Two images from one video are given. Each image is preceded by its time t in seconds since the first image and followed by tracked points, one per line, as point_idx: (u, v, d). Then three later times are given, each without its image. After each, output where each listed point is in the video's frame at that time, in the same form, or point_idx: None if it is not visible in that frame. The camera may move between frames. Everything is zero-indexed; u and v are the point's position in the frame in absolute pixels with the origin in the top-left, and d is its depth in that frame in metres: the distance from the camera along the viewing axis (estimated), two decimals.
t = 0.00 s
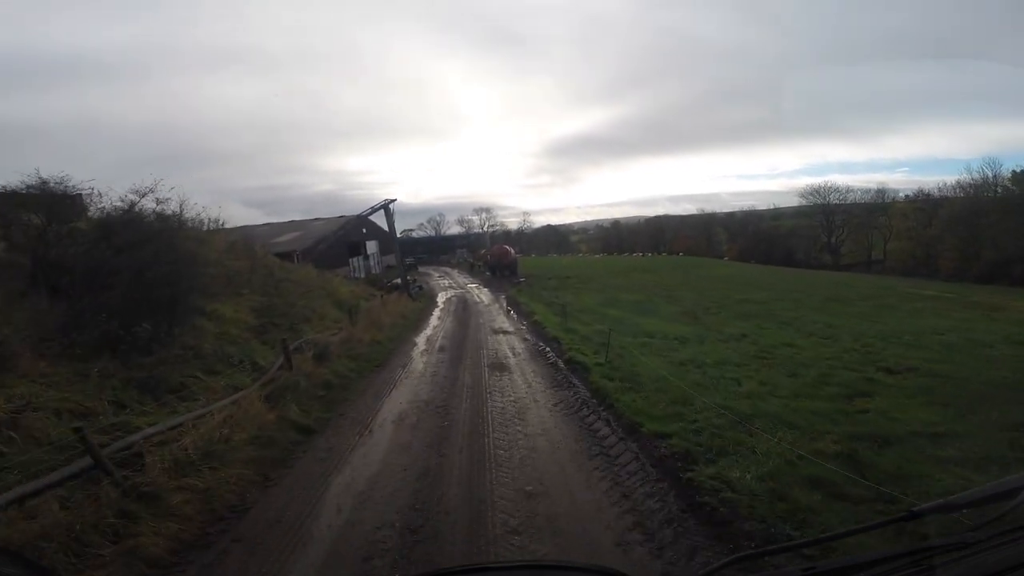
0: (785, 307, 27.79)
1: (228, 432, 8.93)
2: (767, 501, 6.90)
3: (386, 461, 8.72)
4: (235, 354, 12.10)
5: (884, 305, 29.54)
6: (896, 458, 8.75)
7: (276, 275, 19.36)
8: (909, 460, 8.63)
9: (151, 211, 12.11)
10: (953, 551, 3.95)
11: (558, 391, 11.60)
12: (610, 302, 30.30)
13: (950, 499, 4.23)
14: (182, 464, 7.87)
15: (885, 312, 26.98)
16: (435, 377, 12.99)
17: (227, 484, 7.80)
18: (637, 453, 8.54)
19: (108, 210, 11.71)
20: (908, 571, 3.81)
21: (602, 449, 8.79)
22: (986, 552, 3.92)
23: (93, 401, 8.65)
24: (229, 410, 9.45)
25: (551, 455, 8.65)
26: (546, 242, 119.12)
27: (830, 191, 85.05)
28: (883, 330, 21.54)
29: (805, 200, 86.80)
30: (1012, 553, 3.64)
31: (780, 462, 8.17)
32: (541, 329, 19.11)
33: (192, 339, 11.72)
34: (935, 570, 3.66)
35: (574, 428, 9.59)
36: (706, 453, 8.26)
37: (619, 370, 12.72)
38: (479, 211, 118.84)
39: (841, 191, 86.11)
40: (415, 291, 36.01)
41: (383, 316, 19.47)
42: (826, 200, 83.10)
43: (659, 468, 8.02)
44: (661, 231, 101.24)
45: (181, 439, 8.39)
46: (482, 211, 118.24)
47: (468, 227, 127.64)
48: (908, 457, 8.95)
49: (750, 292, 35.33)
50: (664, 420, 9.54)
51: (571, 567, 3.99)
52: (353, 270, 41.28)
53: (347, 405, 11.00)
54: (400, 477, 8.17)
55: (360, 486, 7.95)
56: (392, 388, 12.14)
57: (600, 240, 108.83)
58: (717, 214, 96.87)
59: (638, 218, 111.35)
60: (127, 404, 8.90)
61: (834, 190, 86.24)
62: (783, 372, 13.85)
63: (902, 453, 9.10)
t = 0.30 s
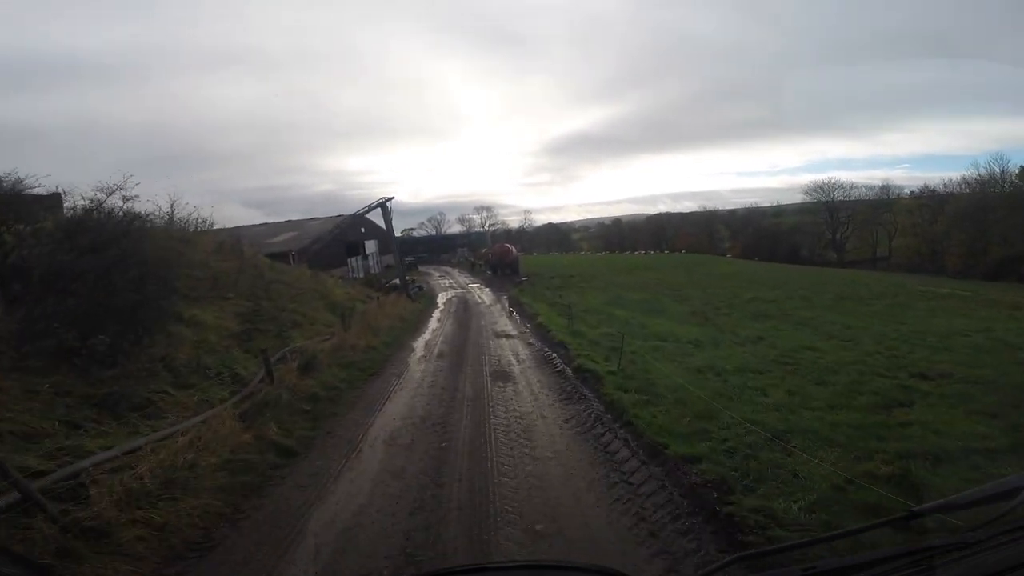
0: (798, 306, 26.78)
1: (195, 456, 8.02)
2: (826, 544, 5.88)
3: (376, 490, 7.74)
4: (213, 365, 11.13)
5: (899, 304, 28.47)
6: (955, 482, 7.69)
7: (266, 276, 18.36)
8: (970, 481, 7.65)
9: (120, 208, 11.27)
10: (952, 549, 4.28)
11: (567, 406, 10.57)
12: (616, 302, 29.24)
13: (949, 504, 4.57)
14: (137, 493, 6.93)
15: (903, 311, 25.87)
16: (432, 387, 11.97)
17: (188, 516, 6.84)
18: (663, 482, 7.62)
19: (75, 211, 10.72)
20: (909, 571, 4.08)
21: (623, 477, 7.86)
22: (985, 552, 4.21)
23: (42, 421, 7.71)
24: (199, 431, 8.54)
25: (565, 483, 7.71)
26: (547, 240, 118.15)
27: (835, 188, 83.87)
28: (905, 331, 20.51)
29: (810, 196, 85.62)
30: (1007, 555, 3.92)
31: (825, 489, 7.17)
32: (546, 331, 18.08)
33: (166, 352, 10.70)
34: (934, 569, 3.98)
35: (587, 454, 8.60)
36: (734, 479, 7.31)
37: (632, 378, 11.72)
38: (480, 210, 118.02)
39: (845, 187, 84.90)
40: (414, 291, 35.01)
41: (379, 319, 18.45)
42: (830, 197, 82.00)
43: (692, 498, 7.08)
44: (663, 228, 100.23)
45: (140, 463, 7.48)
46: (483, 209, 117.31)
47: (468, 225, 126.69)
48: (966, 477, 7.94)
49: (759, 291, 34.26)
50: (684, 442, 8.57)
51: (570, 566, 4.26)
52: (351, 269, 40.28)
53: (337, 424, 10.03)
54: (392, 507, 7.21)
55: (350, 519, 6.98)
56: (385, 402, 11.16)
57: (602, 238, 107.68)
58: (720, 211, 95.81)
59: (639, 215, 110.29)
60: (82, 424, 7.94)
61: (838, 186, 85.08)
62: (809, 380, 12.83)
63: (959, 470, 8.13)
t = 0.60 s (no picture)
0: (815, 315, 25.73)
1: (155, 482, 7.11)
2: None
3: (362, 526, 6.74)
4: (189, 376, 10.21)
5: (919, 314, 27.37)
6: None
7: (260, 277, 17.44)
8: None
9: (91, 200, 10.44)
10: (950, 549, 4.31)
11: (582, 426, 9.60)
12: (625, 308, 28.22)
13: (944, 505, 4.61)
14: (78, 527, 6.05)
15: (926, 322, 24.70)
16: (432, 401, 11.03)
17: (140, 553, 5.91)
18: (697, 521, 6.60)
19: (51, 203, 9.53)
20: (908, 570, 4.03)
21: (649, 515, 6.84)
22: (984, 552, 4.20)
23: None
24: (163, 453, 7.65)
25: (582, 521, 6.71)
26: (551, 243, 117.07)
27: (843, 194, 82.67)
28: (931, 343, 19.46)
29: (819, 202, 84.43)
30: (1006, 556, 3.95)
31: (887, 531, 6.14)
32: (553, 340, 17.11)
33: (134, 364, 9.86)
34: (935, 569, 3.94)
35: (608, 487, 7.64)
36: (770, 520, 6.34)
37: (649, 395, 10.73)
38: (484, 212, 117.10)
39: (854, 194, 83.67)
40: (417, 294, 34.02)
41: (378, 324, 17.48)
42: (838, 202, 80.83)
43: (733, 541, 6.08)
44: (669, 232, 99.05)
45: (88, 491, 6.59)
46: (488, 212, 116.41)
47: (472, 227, 125.72)
48: None
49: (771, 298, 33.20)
50: (708, 475, 7.58)
51: (570, 566, 3.93)
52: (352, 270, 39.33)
53: (324, 444, 9.10)
54: (385, 544, 6.31)
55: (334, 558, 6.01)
56: (378, 419, 10.18)
57: (607, 241, 106.66)
58: (726, 216, 94.63)
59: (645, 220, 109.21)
60: (27, 446, 7.06)
61: (847, 192, 83.86)
62: (839, 398, 11.83)
63: None
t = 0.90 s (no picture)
0: (830, 314, 24.72)
1: (101, 521, 6.19)
2: None
3: (350, 557, 5.97)
4: (157, 395, 9.23)
5: (937, 312, 26.39)
6: None
7: (247, 281, 16.43)
8: None
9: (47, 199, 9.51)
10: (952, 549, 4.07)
11: (598, 446, 8.58)
12: (631, 309, 27.19)
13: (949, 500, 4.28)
14: None
15: (945, 321, 23.61)
16: (430, 417, 10.02)
17: None
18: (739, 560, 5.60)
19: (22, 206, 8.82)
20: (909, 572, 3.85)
21: (683, 557, 5.81)
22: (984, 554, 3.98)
23: None
24: (113, 484, 6.70)
25: (605, 565, 5.69)
26: (551, 242, 115.91)
27: (847, 190, 81.60)
28: (958, 343, 18.47)
29: (822, 199, 83.26)
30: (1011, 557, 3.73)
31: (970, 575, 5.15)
32: (559, 345, 16.10)
33: (95, 380, 8.89)
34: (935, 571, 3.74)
35: (634, 519, 6.64)
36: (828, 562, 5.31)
37: (667, 409, 9.71)
38: (484, 211, 115.84)
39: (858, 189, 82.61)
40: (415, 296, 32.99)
41: (372, 330, 16.46)
42: (843, 198, 79.76)
43: None
44: (670, 229, 97.95)
45: (16, 532, 5.68)
46: (487, 211, 115.23)
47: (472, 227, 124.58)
48: None
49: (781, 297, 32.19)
50: (743, 507, 6.58)
51: (570, 567, 3.76)
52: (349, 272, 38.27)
53: (306, 470, 8.11)
54: None
55: None
56: (370, 438, 9.19)
57: (609, 239, 105.28)
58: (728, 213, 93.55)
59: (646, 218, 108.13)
60: None
61: (851, 188, 82.79)
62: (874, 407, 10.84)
63: None
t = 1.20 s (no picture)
0: (848, 311, 23.63)
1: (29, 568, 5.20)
2: None
3: (351, 555, 5.83)
4: (120, 414, 8.22)
5: (957, 307, 25.28)
6: None
7: (232, 285, 15.39)
8: None
9: None
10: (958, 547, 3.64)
11: (617, 469, 7.57)
12: (639, 308, 26.11)
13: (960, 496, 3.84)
14: None
15: (969, 317, 22.52)
16: (428, 434, 9.03)
17: None
18: None
19: None
20: (907, 571, 3.47)
21: None
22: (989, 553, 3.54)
23: None
24: (51, 521, 5.72)
25: (606, 565, 5.52)
26: (553, 241, 114.69)
27: (853, 183, 80.34)
28: (990, 340, 17.38)
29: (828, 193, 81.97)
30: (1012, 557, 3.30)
31: None
32: (566, 349, 15.06)
33: (46, 396, 7.87)
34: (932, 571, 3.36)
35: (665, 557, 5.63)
36: None
37: (692, 424, 8.65)
38: (484, 211, 114.66)
39: (863, 183, 81.32)
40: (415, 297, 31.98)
41: (367, 336, 15.41)
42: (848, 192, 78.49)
43: None
44: (674, 226, 96.75)
45: None
46: (488, 210, 114.05)
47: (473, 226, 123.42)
48: None
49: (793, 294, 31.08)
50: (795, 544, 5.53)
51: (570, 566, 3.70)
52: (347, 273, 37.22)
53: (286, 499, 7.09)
54: None
55: None
56: (361, 460, 8.20)
57: (611, 236, 104.05)
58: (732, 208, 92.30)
59: (648, 215, 106.87)
60: None
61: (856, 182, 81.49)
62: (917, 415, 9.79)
63: None
